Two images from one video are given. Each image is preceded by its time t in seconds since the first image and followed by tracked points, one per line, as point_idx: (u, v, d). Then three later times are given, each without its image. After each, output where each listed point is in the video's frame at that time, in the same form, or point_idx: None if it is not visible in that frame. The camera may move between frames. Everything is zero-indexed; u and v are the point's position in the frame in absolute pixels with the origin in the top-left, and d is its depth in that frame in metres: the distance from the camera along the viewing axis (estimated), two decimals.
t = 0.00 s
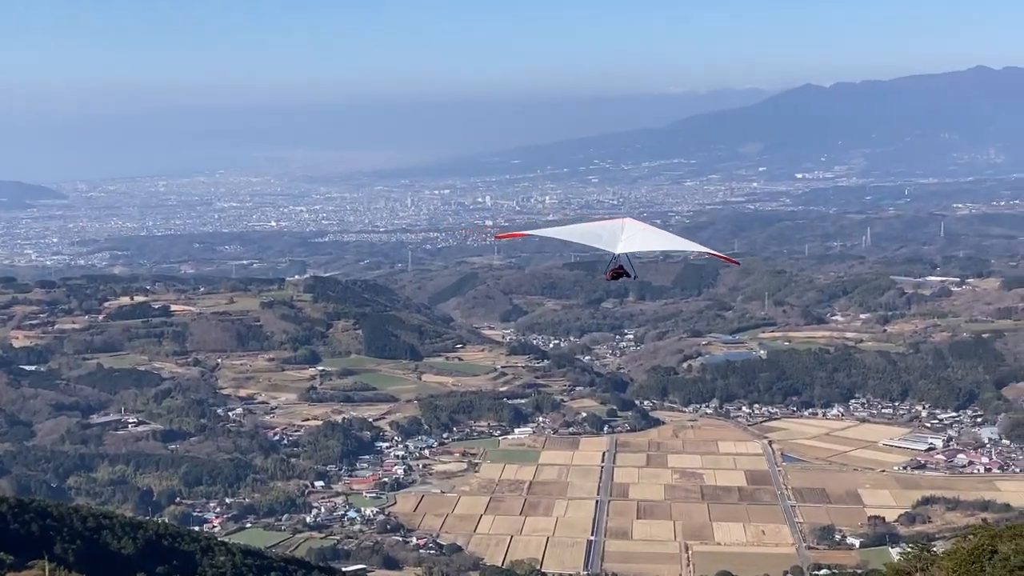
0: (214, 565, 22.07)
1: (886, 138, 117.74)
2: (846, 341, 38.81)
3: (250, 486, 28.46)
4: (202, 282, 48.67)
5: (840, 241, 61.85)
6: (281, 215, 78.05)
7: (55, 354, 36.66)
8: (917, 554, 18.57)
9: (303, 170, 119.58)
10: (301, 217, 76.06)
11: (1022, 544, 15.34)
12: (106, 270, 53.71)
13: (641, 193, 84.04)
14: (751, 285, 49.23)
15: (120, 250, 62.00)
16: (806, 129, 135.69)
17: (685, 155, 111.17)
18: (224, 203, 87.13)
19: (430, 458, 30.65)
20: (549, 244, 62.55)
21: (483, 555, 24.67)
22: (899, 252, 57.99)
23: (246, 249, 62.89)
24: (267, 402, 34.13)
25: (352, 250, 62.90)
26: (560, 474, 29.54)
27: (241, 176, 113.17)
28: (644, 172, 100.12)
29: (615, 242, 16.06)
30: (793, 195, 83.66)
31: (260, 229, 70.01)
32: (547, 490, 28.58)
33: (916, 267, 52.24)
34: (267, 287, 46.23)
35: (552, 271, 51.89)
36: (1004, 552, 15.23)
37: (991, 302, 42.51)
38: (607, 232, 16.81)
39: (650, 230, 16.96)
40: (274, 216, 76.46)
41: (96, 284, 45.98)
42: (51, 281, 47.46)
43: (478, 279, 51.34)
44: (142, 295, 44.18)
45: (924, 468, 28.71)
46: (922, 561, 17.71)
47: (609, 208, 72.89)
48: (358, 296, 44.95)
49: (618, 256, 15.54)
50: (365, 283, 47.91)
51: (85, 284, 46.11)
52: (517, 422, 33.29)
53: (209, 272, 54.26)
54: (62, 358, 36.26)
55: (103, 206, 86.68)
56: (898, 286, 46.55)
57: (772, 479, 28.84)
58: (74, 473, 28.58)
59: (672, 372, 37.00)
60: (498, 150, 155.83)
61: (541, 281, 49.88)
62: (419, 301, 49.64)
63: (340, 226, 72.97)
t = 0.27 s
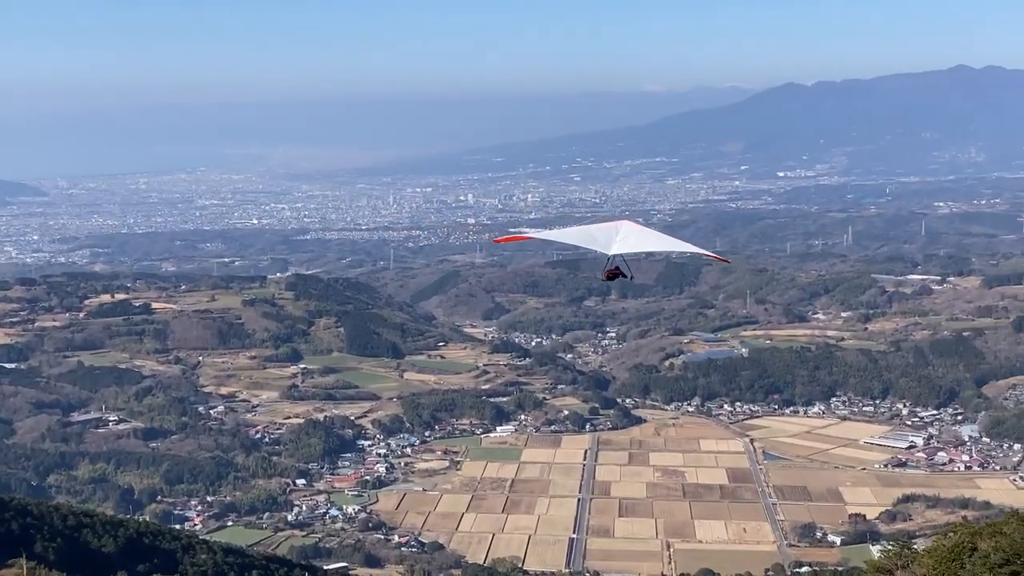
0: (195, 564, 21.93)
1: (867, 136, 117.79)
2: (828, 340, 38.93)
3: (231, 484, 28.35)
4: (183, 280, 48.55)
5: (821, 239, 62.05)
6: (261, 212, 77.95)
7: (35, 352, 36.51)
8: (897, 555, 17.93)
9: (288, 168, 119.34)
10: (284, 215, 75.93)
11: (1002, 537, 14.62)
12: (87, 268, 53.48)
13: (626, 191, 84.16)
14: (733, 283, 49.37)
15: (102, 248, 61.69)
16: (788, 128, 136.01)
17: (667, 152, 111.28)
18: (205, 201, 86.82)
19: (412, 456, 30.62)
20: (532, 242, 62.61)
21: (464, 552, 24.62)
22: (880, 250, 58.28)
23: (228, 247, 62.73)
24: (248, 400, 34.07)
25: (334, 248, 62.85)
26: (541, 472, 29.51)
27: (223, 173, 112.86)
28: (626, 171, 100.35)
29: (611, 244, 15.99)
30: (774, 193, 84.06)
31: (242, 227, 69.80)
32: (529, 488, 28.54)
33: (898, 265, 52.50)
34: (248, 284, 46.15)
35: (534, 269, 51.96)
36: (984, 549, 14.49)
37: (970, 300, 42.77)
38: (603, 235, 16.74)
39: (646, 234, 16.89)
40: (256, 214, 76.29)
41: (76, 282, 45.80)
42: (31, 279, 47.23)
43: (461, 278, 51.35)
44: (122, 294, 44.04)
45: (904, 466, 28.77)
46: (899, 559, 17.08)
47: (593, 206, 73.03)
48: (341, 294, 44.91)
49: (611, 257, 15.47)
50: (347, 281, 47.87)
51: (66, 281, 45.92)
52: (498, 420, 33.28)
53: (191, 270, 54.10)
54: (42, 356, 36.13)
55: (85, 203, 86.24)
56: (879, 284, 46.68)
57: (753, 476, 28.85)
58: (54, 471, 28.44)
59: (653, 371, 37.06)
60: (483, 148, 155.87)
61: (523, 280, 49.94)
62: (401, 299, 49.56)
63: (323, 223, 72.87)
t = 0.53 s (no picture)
0: (176, 563, 21.87)
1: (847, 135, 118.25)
2: (809, 338, 39.11)
3: (212, 483, 28.27)
4: (163, 278, 48.40)
5: (801, 238, 62.34)
6: (242, 210, 77.68)
7: (14, 351, 36.34)
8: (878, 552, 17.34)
9: (269, 165, 118.89)
10: (266, 213, 75.72)
11: (981, 535, 14.26)
12: (65, 266, 53.19)
13: (607, 189, 84.24)
14: (714, 280, 49.54)
15: (81, 246, 61.35)
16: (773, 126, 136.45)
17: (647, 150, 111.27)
18: (186, 198, 86.50)
19: (393, 454, 30.62)
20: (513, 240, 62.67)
21: (446, 550, 24.62)
22: (861, 248, 58.62)
23: (208, 244, 62.50)
24: (229, 398, 34.02)
25: (315, 246, 62.75)
26: (523, 470, 29.54)
27: (204, 171, 112.35)
28: (608, 169, 100.43)
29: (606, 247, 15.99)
30: (756, 191, 84.33)
31: (222, 225, 69.56)
32: (510, 486, 28.54)
33: (879, 263, 52.81)
34: (229, 282, 46.03)
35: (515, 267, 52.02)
36: (963, 546, 14.21)
37: (949, 299, 43.09)
38: (598, 237, 16.73)
39: (642, 235, 16.84)
40: (236, 212, 76.02)
41: (55, 279, 45.57)
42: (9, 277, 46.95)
43: (442, 276, 51.37)
44: (102, 292, 43.87)
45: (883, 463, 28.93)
46: (880, 556, 16.44)
47: (575, 205, 73.14)
48: (322, 292, 44.87)
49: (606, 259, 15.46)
50: (329, 279, 47.80)
51: (45, 279, 45.68)
52: (479, 418, 33.33)
53: (170, 268, 53.88)
54: (21, 354, 35.99)
55: (64, 201, 85.67)
56: (859, 283, 46.92)
57: (734, 474, 28.93)
58: (33, 470, 28.33)
59: (634, 369, 37.17)
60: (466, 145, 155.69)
61: (505, 278, 50.02)
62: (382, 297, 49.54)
63: (304, 221, 72.70)
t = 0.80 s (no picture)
0: (157, 561, 21.79)
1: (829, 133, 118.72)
2: (790, 336, 39.27)
3: (193, 481, 28.20)
4: (143, 276, 48.27)
5: (783, 235, 62.63)
6: (224, 207, 77.48)
7: None
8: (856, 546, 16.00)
9: (252, 163, 118.56)
10: (248, 211, 75.56)
11: (959, 533, 14.17)
12: (44, 264, 52.92)
13: (589, 187, 84.45)
14: (696, 278, 49.72)
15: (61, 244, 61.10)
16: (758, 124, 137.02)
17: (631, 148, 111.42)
18: (168, 196, 86.17)
19: (375, 452, 30.59)
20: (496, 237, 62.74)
21: (428, 548, 24.60)
22: (842, 246, 58.95)
23: (189, 242, 62.35)
24: (211, 397, 33.97)
25: (297, 244, 62.69)
26: (505, 468, 29.53)
27: (186, 168, 111.86)
28: (590, 166, 100.58)
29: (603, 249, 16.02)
30: (738, 189, 84.66)
31: (203, 223, 69.38)
32: (492, 484, 28.54)
33: (860, 261, 53.09)
34: (211, 280, 45.93)
35: (498, 265, 52.09)
36: (943, 543, 14.00)
37: (929, 297, 43.40)
38: (595, 239, 16.76)
39: (638, 236, 16.85)
40: (218, 210, 75.84)
41: (34, 277, 45.37)
42: None
43: (425, 273, 51.37)
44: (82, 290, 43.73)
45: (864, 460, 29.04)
46: (860, 552, 15.14)
47: (557, 203, 73.30)
48: (304, 289, 44.83)
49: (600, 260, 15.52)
50: (311, 277, 47.75)
51: (24, 277, 45.48)
52: (460, 416, 33.34)
53: (151, 266, 53.73)
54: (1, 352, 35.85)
55: (45, 198, 85.15)
56: (840, 280, 47.13)
57: (716, 471, 28.99)
58: (12, 469, 28.20)
59: (616, 367, 37.25)
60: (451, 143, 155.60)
61: (488, 276, 50.09)
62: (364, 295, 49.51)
63: (286, 219, 72.57)
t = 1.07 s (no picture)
0: (138, 560, 21.73)
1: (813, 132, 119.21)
2: (773, 333, 39.41)
3: (175, 480, 28.16)
4: (124, 274, 48.15)
5: (765, 233, 62.85)
6: (205, 205, 77.24)
7: None
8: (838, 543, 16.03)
9: (236, 160, 118.16)
10: (231, 208, 75.36)
11: (941, 529, 13.95)
12: (24, 262, 52.70)
13: (571, 185, 84.54)
14: (679, 276, 49.86)
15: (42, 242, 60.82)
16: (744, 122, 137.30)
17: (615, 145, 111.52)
18: (149, 193, 85.84)
19: (358, 450, 30.56)
20: (479, 235, 62.76)
21: (411, 546, 24.58)
22: (824, 244, 59.21)
23: (170, 240, 62.18)
24: (193, 395, 33.91)
25: (279, 242, 62.61)
26: (487, 465, 29.53)
27: (169, 165, 111.40)
28: (572, 165, 100.64)
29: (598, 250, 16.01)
30: (721, 187, 84.91)
31: (185, 220, 69.20)
32: (475, 482, 28.52)
33: (843, 258, 53.33)
34: (192, 278, 45.83)
35: (481, 263, 52.12)
36: (924, 539, 13.78)
37: (910, 295, 43.63)
38: (590, 240, 16.74)
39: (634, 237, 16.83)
40: (199, 207, 75.59)
41: (14, 275, 45.20)
42: None
43: (408, 271, 51.38)
44: (63, 287, 43.57)
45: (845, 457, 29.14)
46: (842, 549, 15.11)
47: (541, 201, 73.35)
48: (286, 287, 44.82)
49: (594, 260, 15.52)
50: (293, 275, 47.69)
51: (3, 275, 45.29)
52: (442, 413, 33.36)
53: (131, 263, 53.55)
54: None
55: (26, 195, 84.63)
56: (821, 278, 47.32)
57: (698, 469, 29.03)
58: None
59: (598, 364, 37.33)
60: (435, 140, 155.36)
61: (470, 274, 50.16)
62: (347, 292, 49.46)
63: (268, 216, 72.38)
